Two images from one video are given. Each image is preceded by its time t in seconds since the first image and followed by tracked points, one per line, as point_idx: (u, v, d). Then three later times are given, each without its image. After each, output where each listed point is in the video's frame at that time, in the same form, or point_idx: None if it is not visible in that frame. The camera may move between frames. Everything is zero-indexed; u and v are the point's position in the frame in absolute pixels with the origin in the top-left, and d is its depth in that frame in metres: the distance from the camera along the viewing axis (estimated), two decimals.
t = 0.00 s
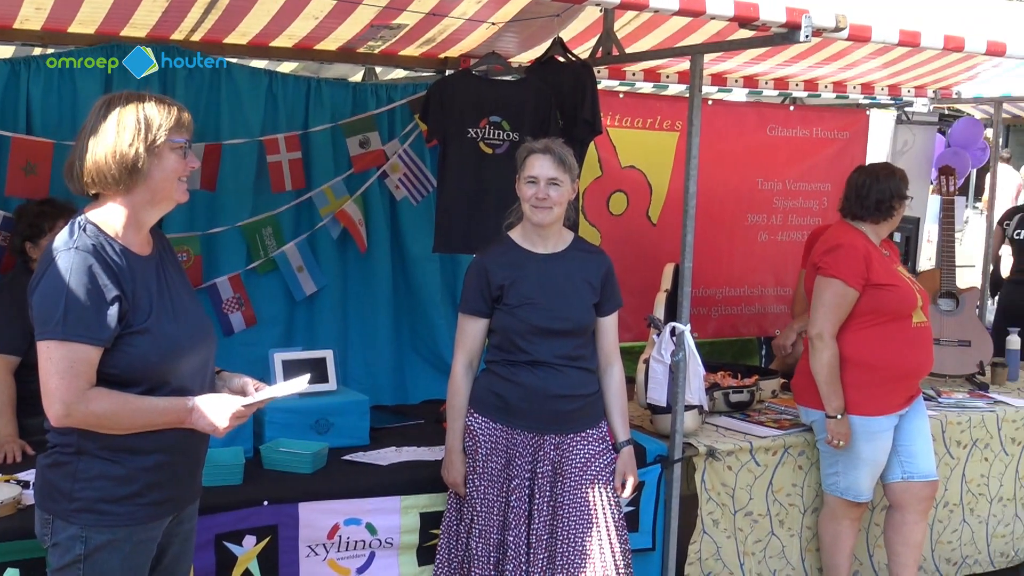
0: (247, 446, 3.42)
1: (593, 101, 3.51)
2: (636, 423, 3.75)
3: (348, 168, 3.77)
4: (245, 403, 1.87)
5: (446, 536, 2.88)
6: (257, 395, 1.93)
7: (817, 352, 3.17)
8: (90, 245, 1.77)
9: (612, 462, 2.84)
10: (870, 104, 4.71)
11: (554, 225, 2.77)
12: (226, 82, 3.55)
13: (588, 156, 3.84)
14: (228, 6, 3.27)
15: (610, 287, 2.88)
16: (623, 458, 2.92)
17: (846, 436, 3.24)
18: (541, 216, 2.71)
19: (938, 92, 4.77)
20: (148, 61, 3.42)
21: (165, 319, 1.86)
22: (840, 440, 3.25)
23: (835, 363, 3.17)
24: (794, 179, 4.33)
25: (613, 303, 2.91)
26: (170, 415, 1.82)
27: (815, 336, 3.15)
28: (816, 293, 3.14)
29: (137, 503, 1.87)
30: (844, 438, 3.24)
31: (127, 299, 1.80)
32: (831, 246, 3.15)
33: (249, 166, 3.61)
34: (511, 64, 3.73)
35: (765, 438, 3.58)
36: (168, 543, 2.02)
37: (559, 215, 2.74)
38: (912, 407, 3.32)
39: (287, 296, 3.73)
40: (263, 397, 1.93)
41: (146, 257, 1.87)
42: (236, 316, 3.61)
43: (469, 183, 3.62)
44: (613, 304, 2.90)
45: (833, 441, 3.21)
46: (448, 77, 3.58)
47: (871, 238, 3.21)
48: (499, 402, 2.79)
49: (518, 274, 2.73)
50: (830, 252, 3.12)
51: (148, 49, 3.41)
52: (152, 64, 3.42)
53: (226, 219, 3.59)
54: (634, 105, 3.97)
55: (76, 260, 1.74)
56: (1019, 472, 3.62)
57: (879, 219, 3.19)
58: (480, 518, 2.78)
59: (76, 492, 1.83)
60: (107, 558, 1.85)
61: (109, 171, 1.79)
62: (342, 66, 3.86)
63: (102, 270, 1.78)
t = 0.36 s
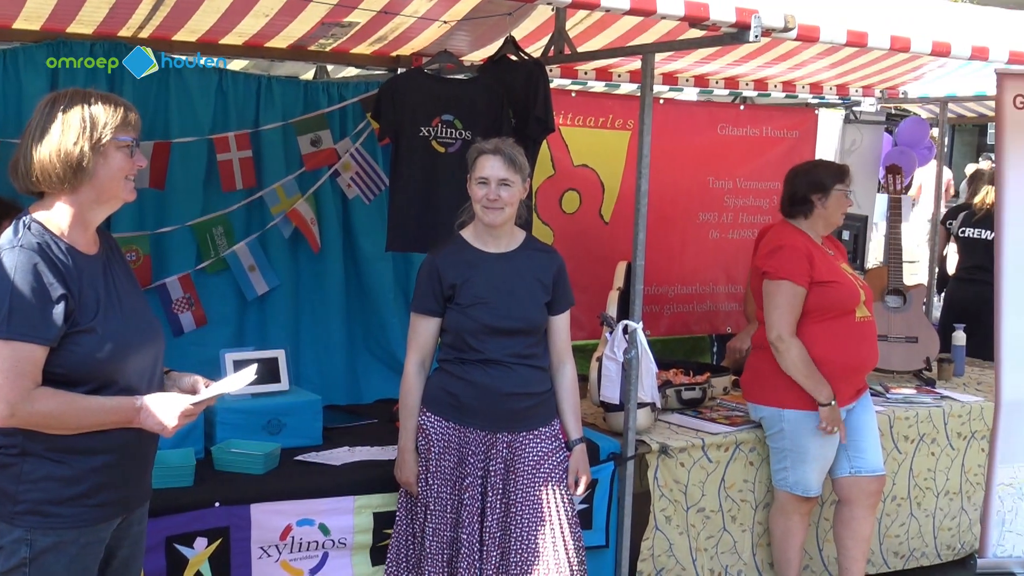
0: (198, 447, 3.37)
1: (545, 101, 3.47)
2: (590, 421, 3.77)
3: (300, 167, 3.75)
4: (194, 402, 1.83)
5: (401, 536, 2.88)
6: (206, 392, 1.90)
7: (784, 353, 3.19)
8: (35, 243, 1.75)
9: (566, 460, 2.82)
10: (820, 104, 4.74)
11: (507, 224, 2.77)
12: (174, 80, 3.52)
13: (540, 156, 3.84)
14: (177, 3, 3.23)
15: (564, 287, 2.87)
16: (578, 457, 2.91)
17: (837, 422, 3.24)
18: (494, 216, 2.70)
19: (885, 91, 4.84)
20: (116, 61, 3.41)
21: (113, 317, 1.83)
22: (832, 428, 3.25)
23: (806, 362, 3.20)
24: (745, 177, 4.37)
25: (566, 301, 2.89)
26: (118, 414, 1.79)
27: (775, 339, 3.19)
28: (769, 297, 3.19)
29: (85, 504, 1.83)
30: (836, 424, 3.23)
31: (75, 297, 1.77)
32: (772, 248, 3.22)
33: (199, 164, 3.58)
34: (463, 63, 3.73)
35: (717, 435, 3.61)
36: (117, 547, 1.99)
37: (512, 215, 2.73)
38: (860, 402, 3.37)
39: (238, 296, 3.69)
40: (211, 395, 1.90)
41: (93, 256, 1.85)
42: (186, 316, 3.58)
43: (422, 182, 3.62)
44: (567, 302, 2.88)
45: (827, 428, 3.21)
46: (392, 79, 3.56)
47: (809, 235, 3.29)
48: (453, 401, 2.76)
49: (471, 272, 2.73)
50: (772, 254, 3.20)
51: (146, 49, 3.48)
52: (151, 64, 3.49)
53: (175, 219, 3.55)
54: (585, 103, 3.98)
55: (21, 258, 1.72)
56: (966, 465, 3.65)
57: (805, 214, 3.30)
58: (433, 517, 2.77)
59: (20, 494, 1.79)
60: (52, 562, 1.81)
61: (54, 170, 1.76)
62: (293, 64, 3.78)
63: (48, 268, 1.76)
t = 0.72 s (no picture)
0: (154, 449, 3.34)
1: (501, 100, 3.50)
2: (548, 419, 3.77)
3: (256, 165, 3.72)
4: (132, 407, 1.80)
5: (359, 537, 2.82)
6: (158, 396, 1.87)
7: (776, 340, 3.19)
8: None
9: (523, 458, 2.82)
10: (774, 103, 4.78)
11: (461, 221, 2.73)
12: (128, 79, 3.45)
13: (497, 154, 3.86)
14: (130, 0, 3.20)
15: (522, 286, 2.86)
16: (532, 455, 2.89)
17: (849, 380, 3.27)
18: (444, 214, 2.68)
19: (838, 91, 4.83)
20: (67, 59, 3.34)
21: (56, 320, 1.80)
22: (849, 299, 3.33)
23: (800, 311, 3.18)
24: (702, 176, 4.40)
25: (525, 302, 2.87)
26: (51, 418, 1.76)
27: (761, 332, 3.19)
28: (741, 293, 3.21)
29: (18, 511, 1.78)
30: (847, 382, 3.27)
31: (11, 300, 1.75)
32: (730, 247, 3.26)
33: (153, 163, 3.54)
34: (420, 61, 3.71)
35: (675, 432, 3.63)
36: (62, 558, 1.94)
37: (462, 213, 2.70)
38: (816, 398, 3.42)
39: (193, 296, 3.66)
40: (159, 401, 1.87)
41: (39, 259, 1.82)
42: (141, 316, 3.54)
43: (380, 180, 3.61)
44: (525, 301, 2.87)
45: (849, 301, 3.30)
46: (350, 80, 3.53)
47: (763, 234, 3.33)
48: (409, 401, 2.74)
49: (429, 270, 2.71)
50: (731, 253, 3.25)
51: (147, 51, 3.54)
52: (150, 64, 3.51)
53: (129, 218, 3.51)
54: (543, 102, 3.99)
55: None
56: (919, 461, 3.65)
57: (755, 213, 3.36)
58: (391, 516, 2.72)
59: None
60: None
61: None
62: (248, 62, 3.78)
63: None
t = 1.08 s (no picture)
0: (114, 450, 3.25)
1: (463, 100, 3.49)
2: (511, 418, 3.75)
3: (217, 164, 3.70)
4: (17, 438, 1.62)
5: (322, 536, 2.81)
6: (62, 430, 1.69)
7: (725, 349, 3.20)
8: None
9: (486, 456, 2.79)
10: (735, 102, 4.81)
11: (421, 222, 2.71)
12: (86, 76, 3.41)
13: (459, 153, 3.87)
14: None
15: (485, 284, 2.84)
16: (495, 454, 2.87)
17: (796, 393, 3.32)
18: (400, 216, 2.65)
19: (798, 90, 4.85)
20: (24, 55, 3.29)
21: None
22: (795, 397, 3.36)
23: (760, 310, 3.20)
24: (663, 174, 4.42)
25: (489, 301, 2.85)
26: None
27: (711, 338, 3.19)
28: (697, 298, 3.19)
29: None
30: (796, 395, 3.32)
31: None
32: (696, 249, 3.23)
33: (113, 161, 3.50)
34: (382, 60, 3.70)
35: (638, 430, 3.64)
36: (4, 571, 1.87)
37: (418, 215, 2.68)
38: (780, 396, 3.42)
39: (153, 295, 3.63)
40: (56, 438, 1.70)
41: None
42: (101, 316, 3.50)
43: (342, 180, 3.59)
44: (489, 299, 2.85)
45: (790, 397, 3.31)
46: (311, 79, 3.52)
47: (728, 232, 3.32)
48: (371, 400, 2.71)
49: (391, 268, 2.68)
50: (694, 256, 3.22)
51: (147, 50, 3.64)
52: (150, 64, 3.60)
53: (88, 217, 3.47)
54: (506, 101, 4.00)
55: None
56: (879, 456, 3.69)
57: (722, 211, 3.34)
58: (353, 516, 2.70)
59: None
60: None
61: None
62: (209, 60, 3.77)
63: None
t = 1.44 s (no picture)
0: (76, 451, 3.20)
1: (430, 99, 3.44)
2: (478, 416, 3.74)
3: (181, 162, 3.67)
4: None
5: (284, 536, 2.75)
6: None
7: (646, 345, 3.23)
8: None
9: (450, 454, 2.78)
10: (701, 101, 4.84)
11: (386, 220, 2.66)
12: (47, 72, 3.37)
13: (426, 152, 3.89)
14: None
15: (453, 285, 2.80)
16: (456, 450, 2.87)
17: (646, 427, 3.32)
18: (363, 215, 2.61)
19: (762, 90, 4.88)
20: None
21: None
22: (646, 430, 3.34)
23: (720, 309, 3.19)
24: (629, 173, 4.44)
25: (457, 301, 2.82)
26: None
27: (648, 328, 3.22)
28: (650, 288, 3.21)
29: None
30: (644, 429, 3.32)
31: None
32: (664, 242, 3.21)
33: (75, 158, 3.47)
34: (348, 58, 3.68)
35: (605, 428, 3.64)
36: None
37: (382, 214, 2.63)
38: (746, 395, 3.41)
39: (116, 295, 3.59)
40: None
41: None
42: (63, 316, 3.47)
43: (308, 179, 3.57)
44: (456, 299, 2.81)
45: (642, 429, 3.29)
46: (279, 73, 3.50)
47: (700, 232, 3.29)
48: (337, 400, 2.66)
49: (359, 268, 2.62)
50: (660, 248, 3.21)
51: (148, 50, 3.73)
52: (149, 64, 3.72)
53: (50, 216, 3.43)
54: (471, 100, 4.02)
55: None
56: (842, 453, 3.70)
57: (701, 211, 3.29)
58: (318, 517, 2.65)
59: None
60: None
61: None
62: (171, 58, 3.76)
63: None
